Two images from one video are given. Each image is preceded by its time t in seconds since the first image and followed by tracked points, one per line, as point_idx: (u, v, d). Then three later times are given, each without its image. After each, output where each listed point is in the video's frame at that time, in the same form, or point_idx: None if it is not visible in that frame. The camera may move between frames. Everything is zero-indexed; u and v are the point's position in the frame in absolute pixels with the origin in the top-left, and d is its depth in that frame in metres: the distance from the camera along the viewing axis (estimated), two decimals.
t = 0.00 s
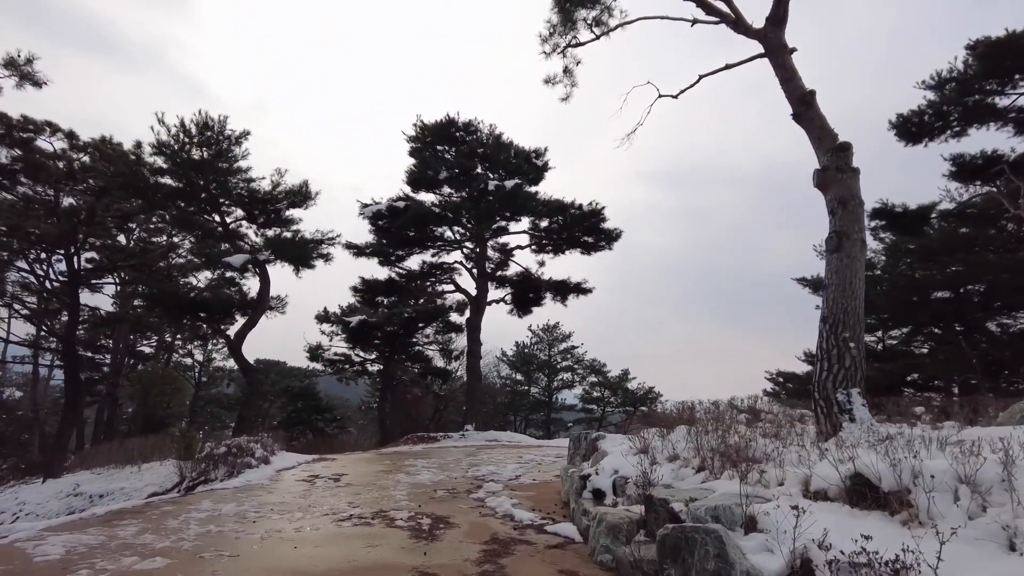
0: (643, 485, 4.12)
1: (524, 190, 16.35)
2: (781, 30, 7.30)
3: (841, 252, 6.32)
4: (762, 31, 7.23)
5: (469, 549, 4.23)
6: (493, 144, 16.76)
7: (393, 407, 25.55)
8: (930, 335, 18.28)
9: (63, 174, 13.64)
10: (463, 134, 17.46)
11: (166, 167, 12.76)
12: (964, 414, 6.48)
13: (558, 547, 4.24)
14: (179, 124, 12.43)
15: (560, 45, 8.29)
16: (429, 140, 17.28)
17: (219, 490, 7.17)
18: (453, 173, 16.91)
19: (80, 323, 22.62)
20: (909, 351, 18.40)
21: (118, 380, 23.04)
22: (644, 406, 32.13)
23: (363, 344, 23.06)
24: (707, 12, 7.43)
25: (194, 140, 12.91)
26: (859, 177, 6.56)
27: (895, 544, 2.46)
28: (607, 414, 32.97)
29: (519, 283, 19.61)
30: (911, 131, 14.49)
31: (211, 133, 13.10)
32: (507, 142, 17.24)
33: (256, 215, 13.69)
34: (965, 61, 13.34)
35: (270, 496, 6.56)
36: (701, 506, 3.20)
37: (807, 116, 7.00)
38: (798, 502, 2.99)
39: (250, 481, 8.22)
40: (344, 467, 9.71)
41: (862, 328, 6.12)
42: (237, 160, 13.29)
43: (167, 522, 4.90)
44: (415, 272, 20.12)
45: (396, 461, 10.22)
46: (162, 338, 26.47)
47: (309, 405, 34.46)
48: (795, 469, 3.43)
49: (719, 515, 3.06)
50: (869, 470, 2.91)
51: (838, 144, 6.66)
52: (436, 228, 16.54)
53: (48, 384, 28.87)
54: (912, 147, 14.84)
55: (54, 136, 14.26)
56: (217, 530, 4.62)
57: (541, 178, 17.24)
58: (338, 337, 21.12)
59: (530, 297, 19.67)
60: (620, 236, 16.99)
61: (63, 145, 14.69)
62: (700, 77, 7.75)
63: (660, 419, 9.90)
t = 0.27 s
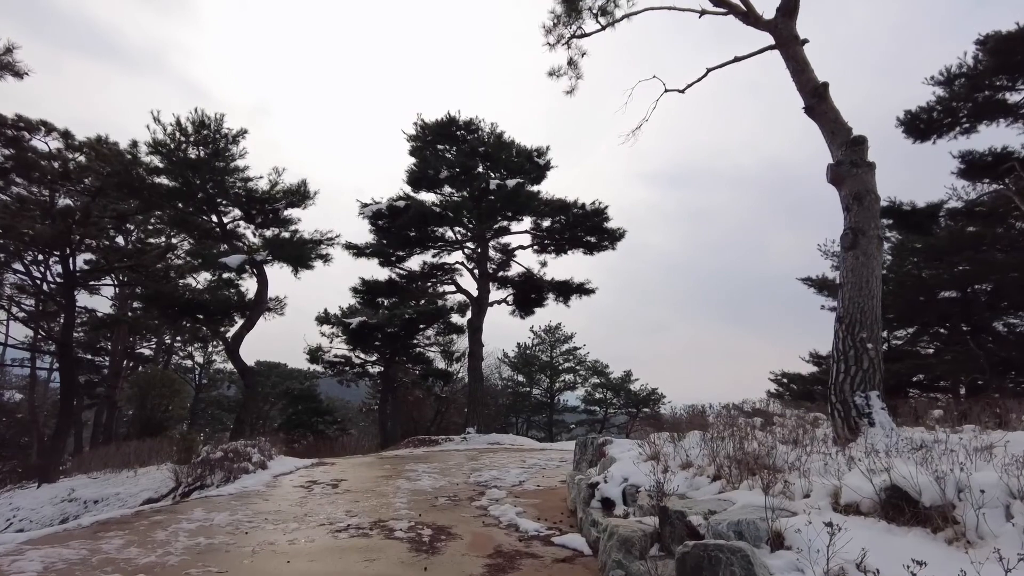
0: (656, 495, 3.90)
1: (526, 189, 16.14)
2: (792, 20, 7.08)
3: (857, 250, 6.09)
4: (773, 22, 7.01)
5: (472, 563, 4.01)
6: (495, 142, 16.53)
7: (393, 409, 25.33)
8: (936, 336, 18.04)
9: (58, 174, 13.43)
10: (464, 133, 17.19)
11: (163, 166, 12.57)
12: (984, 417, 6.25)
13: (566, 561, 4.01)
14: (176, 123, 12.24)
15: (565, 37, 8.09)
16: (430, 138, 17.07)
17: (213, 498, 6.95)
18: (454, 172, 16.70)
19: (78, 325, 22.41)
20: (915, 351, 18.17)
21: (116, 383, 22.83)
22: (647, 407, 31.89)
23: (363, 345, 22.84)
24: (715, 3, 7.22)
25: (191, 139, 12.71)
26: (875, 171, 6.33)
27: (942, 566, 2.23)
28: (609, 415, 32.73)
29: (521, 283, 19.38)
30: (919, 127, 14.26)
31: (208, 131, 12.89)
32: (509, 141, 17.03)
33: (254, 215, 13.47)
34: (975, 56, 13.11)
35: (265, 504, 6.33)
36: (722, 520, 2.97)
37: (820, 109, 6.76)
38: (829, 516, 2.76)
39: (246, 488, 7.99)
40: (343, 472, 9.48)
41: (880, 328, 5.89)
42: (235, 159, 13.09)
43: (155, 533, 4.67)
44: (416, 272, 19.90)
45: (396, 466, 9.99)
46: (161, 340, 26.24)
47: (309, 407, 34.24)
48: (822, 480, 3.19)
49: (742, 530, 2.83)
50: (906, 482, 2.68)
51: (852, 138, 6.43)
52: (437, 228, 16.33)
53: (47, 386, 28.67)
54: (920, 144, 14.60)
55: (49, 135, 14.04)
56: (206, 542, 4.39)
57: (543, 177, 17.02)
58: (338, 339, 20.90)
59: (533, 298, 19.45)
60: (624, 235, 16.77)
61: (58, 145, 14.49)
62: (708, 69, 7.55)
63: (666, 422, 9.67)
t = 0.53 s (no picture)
0: (670, 498, 3.74)
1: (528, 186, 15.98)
2: (802, 10, 6.91)
3: (871, 244, 5.90)
4: (782, 12, 6.85)
5: (477, 569, 3.84)
6: (497, 140, 16.37)
7: (394, 409, 25.16)
8: (941, 335, 17.87)
9: (55, 171, 13.26)
10: (465, 131, 17.04)
11: (160, 163, 12.42)
12: (1001, 417, 6.08)
13: (576, 567, 3.85)
14: (173, 119, 12.08)
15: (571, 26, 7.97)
16: (431, 136, 16.92)
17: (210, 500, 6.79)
18: (455, 170, 16.54)
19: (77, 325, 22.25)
20: (919, 351, 18.00)
21: (115, 383, 22.69)
22: (649, 408, 31.72)
23: (364, 345, 22.67)
24: None
25: (189, 135, 12.55)
26: (888, 164, 6.16)
27: None
28: (611, 416, 32.56)
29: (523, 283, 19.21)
30: (925, 124, 14.09)
31: (207, 128, 12.73)
32: (511, 138, 16.87)
33: (253, 213, 13.30)
34: (983, 51, 12.93)
35: (262, 506, 6.16)
36: (743, 525, 2.82)
37: (831, 101, 6.59)
38: (858, 521, 2.60)
39: (244, 489, 7.82)
40: (343, 474, 9.31)
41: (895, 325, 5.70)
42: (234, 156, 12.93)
43: (147, 537, 4.51)
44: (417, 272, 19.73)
45: (397, 467, 9.83)
46: (161, 340, 26.07)
47: (310, 408, 34.08)
48: (847, 482, 3.03)
49: (765, 536, 2.68)
50: (942, 485, 2.52)
51: (865, 130, 6.26)
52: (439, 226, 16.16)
53: (46, 387, 28.51)
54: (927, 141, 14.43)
55: (46, 133, 13.88)
56: (200, 547, 4.23)
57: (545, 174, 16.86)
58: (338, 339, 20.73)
59: (534, 297, 19.27)
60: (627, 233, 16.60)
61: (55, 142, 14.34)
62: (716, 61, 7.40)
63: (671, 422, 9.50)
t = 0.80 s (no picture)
0: (688, 508, 3.50)
1: (531, 184, 15.76)
2: None
3: (892, 241, 5.66)
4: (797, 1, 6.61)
5: None
6: (500, 137, 16.15)
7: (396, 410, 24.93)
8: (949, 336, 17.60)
9: (51, 169, 13.06)
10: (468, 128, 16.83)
11: (158, 160, 12.21)
12: None
13: None
14: (171, 115, 11.87)
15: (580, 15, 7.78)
16: (433, 134, 16.71)
17: (205, 506, 6.57)
18: (458, 168, 16.32)
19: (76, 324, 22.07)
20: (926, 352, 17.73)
21: (115, 383, 22.52)
22: (652, 409, 31.48)
23: (365, 346, 22.47)
24: None
25: (187, 132, 12.35)
26: (909, 157, 5.91)
27: None
28: (614, 417, 32.33)
29: (526, 282, 18.99)
30: (936, 121, 13.83)
31: (205, 124, 12.52)
32: (514, 136, 16.64)
33: (252, 211, 13.09)
34: (995, 46, 12.67)
35: (258, 513, 5.93)
36: (774, 541, 2.59)
37: (849, 92, 6.35)
38: (902, 537, 2.37)
39: (241, 494, 7.60)
40: (343, 477, 9.08)
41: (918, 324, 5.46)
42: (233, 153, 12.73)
43: (134, 548, 4.28)
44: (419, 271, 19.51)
45: (399, 470, 9.60)
46: (161, 340, 25.88)
47: (311, 408, 33.86)
48: (886, 494, 2.80)
49: (799, 554, 2.45)
50: (999, 499, 2.28)
51: (884, 123, 6.01)
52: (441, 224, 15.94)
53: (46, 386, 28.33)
54: (937, 138, 14.16)
55: (43, 130, 13.69)
56: (189, 558, 4.00)
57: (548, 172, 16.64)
58: (339, 339, 20.52)
59: (538, 297, 19.05)
60: (632, 232, 16.36)
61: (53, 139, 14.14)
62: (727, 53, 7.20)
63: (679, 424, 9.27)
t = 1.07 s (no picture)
0: (705, 517, 3.27)
1: (533, 180, 15.54)
2: None
3: (911, 234, 5.42)
4: None
5: None
6: (501, 133, 15.91)
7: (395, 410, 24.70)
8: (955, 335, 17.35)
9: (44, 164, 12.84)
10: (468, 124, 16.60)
11: (153, 155, 11.99)
12: None
13: None
14: (166, 110, 11.65)
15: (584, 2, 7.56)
16: (433, 130, 16.48)
17: (197, 510, 6.34)
18: (458, 165, 16.09)
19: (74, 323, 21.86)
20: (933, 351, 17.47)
21: (112, 383, 22.29)
22: (654, 408, 31.25)
23: (365, 345, 22.25)
24: None
25: (182, 127, 12.12)
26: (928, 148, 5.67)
27: None
28: (615, 416, 32.11)
29: (527, 280, 18.76)
30: (945, 115, 13.59)
31: (201, 119, 12.29)
32: (515, 131, 16.40)
33: (249, 207, 12.86)
34: (1007, 39, 12.42)
35: (251, 518, 5.71)
36: (804, 557, 2.35)
37: (864, 81, 6.11)
38: (951, 555, 2.13)
39: (234, 497, 7.37)
40: (341, 479, 8.86)
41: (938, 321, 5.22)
42: (229, 149, 12.49)
43: (116, 557, 4.05)
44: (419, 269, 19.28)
45: (398, 472, 9.37)
46: (159, 339, 25.66)
47: (311, 408, 33.64)
48: (925, 504, 2.57)
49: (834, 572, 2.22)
50: None
51: (902, 112, 5.77)
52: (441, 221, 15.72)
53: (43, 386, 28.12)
54: (946, 134, 13.91)
55: (37, 125, 13.47)
56: (172, 569, 3.77)
57: (550, 169, 16.41)
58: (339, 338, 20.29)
59: (539, 296, 18.81)
60: (635, 229, 16.12)
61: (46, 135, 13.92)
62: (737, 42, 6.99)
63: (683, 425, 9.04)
